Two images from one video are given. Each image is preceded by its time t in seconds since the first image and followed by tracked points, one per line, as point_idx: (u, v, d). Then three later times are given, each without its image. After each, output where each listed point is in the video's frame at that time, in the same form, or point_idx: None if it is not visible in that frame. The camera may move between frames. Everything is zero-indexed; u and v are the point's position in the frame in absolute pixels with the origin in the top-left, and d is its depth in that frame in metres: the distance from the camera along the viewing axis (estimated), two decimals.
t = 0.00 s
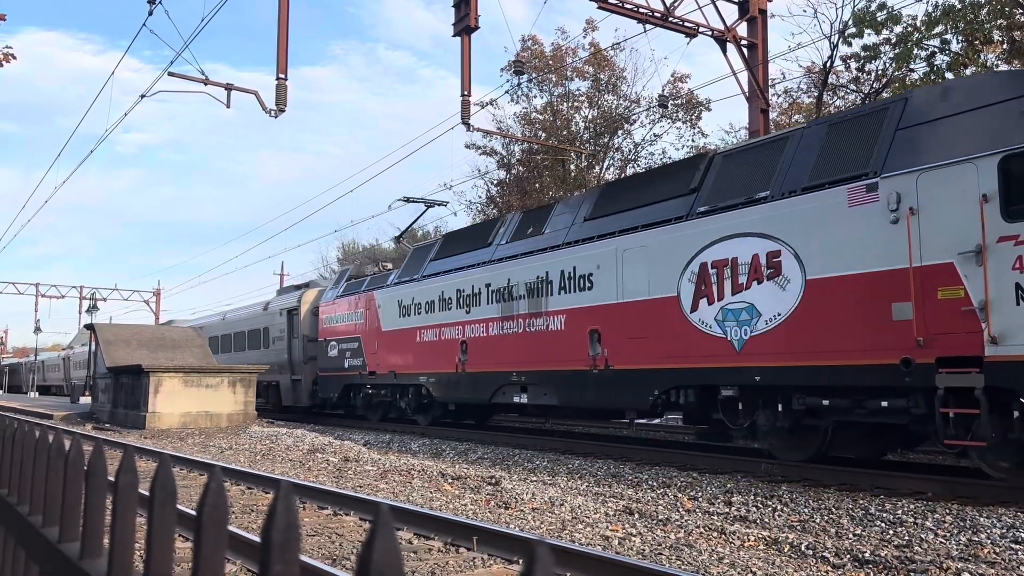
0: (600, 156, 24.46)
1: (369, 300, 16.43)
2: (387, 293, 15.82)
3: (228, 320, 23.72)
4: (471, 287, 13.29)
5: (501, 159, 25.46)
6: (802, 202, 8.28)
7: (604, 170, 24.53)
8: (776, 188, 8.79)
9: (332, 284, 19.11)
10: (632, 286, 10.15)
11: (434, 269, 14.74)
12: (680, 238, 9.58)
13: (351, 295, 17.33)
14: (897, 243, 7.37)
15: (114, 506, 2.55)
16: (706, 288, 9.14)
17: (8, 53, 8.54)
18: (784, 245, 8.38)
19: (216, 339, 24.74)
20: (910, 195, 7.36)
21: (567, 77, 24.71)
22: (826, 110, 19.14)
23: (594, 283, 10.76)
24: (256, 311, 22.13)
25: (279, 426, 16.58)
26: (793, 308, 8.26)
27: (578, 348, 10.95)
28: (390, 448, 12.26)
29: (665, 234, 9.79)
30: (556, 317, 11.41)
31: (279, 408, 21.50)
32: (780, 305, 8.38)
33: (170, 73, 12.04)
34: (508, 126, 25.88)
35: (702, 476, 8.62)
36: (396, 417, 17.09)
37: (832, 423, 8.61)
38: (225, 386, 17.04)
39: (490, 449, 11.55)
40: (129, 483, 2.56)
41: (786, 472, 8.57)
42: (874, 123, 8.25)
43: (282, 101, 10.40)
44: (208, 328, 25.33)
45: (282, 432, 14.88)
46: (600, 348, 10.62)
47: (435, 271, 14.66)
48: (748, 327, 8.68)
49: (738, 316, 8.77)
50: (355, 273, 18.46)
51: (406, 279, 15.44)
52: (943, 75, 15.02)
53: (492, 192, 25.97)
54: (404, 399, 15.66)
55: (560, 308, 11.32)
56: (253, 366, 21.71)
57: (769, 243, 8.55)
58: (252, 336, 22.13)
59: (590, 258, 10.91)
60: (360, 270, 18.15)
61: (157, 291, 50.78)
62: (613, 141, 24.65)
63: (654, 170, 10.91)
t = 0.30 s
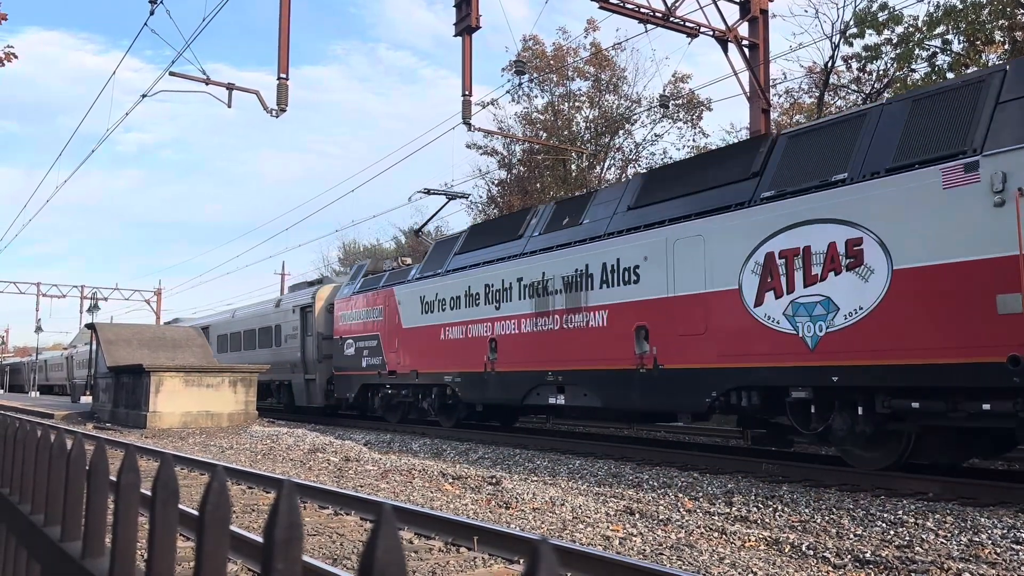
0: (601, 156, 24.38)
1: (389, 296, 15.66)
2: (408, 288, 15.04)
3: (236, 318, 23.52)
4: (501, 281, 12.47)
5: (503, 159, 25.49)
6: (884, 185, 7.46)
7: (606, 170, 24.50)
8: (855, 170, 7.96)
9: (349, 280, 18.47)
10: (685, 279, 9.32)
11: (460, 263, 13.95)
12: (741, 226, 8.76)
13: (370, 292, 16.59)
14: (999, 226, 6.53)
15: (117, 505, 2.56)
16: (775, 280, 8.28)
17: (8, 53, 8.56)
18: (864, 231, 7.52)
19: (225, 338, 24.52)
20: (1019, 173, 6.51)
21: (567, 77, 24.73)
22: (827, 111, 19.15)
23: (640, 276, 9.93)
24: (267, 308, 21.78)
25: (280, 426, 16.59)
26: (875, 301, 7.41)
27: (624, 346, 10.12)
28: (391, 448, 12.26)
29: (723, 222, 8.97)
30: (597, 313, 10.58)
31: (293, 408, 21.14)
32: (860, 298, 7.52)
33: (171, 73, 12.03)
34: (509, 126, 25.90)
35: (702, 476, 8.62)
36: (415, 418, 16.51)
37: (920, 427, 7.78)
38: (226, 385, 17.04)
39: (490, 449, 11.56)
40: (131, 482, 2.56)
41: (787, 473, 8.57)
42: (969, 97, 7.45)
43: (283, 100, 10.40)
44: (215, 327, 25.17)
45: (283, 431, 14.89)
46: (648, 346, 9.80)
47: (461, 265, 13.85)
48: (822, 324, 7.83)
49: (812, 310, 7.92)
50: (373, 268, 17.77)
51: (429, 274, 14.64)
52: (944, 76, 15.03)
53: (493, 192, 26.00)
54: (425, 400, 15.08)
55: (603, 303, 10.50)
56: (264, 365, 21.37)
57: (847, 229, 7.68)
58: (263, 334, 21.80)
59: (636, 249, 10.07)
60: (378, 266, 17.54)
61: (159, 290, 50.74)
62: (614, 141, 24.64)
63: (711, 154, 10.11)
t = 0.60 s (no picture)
0: (602, 156, 24.32)
1: (411, 292, 14.93)
2: (433, 284, 14.30)
3: (245, 315, 23.27)
4: (536, 275, 11.68)
5: (503, 159, 25.49)
6: (990, 161, 6.64)
7: (606, 170, 24.49)
8: (953, 147, 7.13)
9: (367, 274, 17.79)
10: (748, 270, 8.53)
11: (488, 256, 13.19)
12: (814, 212, 7.97)
13: (389, 287, 15.83)
14: None
15: (117, 505, 2.55)
16: (858, 271, 7.46)
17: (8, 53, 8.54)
18: (965, 214, 6.71)
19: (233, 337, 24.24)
20: None
21: (568, 77, 24.73)
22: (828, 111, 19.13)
23: (696, 267, 9.13)
24: (278, 305, 21.36)
25: (280, 426, 16.59)
26: (979, 292, 6.59)
27: (677, 343, 9.32)
28: (392, 447, 12.26)
29: (794, 207, 8.17)
30: (646, 308, 9.78)
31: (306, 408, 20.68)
32: (962, 290, 6.69)
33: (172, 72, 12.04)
34: (509, 126, 25.92)
35: (703, 476, 8.62)
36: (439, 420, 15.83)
37: None
38: (226, 385, 17.04)
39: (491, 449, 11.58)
40: (131, 481, 2.57)
41: (788, 472, 8.58)
42: None
43: (283, 100, 10.40)
44: (222, 326, 24.96)
45: (283, 431, 14.89)
46: (705, 343, 9.02)
47: (489, 258, 13.07)
48: (915, 318, 7.01)
49: (904, 303, 7.10)
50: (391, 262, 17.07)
51: (455, 267, 13.87)
52: (945, 76, 15.03)
53: (493, 192, 26.00)
54: (449, 401, 14.43)
55: (653, 297, 9.69)
56: (276, 364, 20.97)
57: (944, 213, 6.87)
58: (274, 332, 21.38)
59: (691, 239, 9.26)
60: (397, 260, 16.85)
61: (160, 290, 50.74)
62: (614, 141, 24.62)
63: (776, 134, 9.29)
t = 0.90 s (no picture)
0: (602, 156, 24.33)
1: (436, 287, 14.32)
2: (459, 279, 13.71)
3: (256, 312, 22.71)
4: (576, 268, 11.06)
5: (503, 159, 25.49)
6: None
7: (606, 170, 24.49)
8: None
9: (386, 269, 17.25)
10: (826, 259, 7.89)
11: (520, 250, 12.60)
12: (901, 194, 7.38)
13: (411, 283, 15.24)
14: None
15: (116, 505, 2.55)
16: (963, 261, 6.84)
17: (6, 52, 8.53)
18: None
19: (243, 335, 23.73)
20: None
21: (568, 77, 24.73)
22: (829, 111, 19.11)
23: (764, 257, 8.50)
24: (291, 302, 20.78)
25: (280, 425, 16.59)
26: None
27: (741, 340, 8.68)
28: (392, 447, 12.28)
29: (876, 190, 7.58)
30: (704, 302, 9.15)
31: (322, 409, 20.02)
32: None
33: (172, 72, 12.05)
34: (509, 126, 25.92)
35: (703, 476, 8.63)
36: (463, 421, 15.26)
37: None
38: (226, 384, 17.04)
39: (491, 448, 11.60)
40: (131, 480, 2.57)
41: (788, 473, 8.59)
42: None
43: (284, 99, 10.40)
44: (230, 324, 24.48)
45: (283, 430, 14.88)
46: (775, 341, 8.39)
47: (523, 251, 12.48)
48: None
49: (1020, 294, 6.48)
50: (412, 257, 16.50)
51: (484, 261, 13.28)
52: (946, 77, 15.02)
53: (493, 192, 26.00)
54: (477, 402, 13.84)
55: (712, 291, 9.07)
56: (290, 362, 20.36)
57: None
58: (287, 330, 20.80)
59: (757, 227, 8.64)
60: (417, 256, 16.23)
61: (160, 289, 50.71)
62: (615, 142, 24.60)
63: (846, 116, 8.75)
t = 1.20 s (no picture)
0: (601, 156, 24.33)
1: (463, 281, 13.47)
2: (489, 272, 12.87)
3: (267, 309, 21.89)
4: (622, 259, 10.16)
5: (503, 158, 25.49)
6: None
7: (606, 170, 24.50)
8: None
9: (408, 263, 16.50)
10: (926, 245, 7.01)
11: (555, 241, 11.74)
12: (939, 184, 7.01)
13: (436, 277, 14.43)
14: None
15: (116, 503, 2.55)
16: None
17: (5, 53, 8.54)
18: None
19: (251, 334, 22.91)
20: None
21: (568, 77, 24.72)
22: (829, 111, 19.12)
23: (849, 244, 7.61)
24: (304, 299, 19.91)
25: (279, 424, 16.58)
26: None
27: (822, 337, 7.82)
28: (391, 447, 12.29)
29: (984, 166, 6.69)
30: (777, 294, 8.27)
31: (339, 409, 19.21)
32: None
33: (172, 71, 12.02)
34: (509, 126, 25.92)
35: (702, 476, 8.64)
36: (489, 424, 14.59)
37: None
38: (226, 383, 17.04)
39: (490, 448, 11.62)
40: (131, 479, 2.57)
41: (787, 472, 8.60)
42: None
43: (284, 99, 10.40)
44: (239, 321, 23.71)
45: (282, 430, 14.86)
46: (865, 337, 7.53)
47: (561, 241, 11.59)
48: None
49: None
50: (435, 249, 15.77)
51: (518, 253, 12.41)
52: (945, 77, 15.02)
53: (493, 192, 26.00)
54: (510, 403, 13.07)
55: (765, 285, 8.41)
56: (306, 361, 19.46)
57: None
58: (300, 328, 19.94)
59: (835, 212, 7.80)
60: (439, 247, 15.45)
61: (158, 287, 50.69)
62: (614, 142, 24.60)
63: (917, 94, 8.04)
